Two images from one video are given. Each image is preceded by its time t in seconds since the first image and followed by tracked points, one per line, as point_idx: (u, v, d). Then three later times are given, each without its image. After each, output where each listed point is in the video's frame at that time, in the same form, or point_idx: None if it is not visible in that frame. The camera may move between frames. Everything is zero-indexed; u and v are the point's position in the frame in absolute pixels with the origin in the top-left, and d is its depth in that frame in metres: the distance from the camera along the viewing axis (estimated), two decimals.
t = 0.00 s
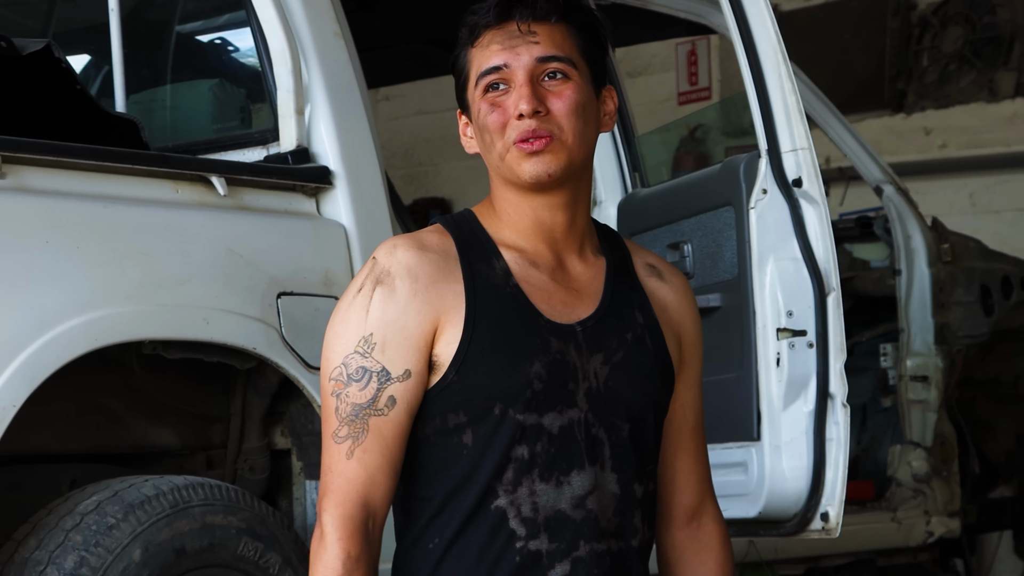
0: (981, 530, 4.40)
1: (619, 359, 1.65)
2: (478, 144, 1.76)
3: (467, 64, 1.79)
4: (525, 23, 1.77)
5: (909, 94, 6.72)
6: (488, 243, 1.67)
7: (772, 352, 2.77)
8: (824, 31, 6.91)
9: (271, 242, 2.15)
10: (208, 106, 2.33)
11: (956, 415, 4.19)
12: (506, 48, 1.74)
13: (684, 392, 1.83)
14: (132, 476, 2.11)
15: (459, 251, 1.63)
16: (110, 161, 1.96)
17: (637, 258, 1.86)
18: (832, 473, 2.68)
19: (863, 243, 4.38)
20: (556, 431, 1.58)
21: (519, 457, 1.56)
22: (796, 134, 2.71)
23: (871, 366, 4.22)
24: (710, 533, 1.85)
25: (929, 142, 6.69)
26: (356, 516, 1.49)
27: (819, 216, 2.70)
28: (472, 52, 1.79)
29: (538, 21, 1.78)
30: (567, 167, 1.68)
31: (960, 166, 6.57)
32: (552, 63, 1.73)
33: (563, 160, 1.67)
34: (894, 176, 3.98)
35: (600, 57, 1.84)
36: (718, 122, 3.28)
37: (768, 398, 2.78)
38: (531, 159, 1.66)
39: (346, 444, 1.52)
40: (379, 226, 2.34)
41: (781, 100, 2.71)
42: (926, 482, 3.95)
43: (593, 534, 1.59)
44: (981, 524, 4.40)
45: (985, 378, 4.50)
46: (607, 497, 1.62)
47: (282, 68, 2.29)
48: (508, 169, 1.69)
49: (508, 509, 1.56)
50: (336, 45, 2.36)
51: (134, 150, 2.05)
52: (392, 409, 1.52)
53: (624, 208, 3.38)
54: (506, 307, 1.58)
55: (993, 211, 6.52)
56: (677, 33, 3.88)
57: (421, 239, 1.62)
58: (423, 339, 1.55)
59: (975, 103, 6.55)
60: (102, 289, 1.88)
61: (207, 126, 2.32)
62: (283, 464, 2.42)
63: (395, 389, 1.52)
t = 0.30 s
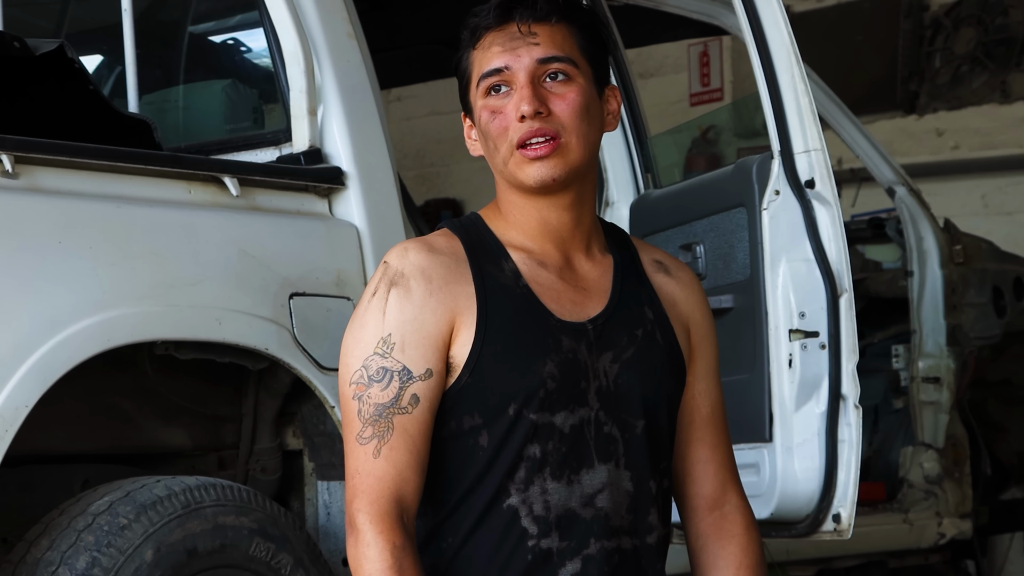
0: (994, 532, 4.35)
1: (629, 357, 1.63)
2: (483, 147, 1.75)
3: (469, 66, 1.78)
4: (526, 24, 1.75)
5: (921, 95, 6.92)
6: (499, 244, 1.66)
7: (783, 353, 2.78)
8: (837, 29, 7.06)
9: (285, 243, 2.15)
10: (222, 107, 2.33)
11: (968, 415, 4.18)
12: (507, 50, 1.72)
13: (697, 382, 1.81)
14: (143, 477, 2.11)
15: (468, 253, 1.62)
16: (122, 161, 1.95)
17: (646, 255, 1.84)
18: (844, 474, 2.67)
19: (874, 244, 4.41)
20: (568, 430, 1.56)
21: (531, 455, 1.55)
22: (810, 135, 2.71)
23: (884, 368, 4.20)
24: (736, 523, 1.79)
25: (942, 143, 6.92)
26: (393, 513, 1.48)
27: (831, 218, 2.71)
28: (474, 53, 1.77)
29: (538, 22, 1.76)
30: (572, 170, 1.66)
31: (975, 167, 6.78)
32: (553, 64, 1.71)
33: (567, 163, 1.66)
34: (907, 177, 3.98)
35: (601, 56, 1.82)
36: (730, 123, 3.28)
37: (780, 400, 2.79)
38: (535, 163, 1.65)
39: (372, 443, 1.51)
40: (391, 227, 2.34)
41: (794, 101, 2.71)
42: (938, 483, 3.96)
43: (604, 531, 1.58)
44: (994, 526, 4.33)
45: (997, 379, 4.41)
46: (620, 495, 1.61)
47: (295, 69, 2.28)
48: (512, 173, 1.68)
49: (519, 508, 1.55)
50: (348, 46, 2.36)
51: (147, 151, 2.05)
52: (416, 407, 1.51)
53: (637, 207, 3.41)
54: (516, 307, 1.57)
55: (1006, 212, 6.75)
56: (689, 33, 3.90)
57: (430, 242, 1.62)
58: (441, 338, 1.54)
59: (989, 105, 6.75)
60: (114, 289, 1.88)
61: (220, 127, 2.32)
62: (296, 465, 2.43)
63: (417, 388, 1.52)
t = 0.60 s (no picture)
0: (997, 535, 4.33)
1: (633, 359, 1.62)
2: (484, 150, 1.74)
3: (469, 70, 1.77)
4: (523, 25, 1.75)
5: (927, 98, 7.04)
6: (503, 247, 1.65)
7: (789, 356, 2.77)
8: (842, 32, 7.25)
9: (292, 245, 2.15)
10: (228, 108, 2.34)
11: (972, 417, 4.18)
12: (505, 51, 1.72)
13: (703, 385, 1.80)
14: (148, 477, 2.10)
15: (473, 257, 1.61)
16: (128, 162, 1.95)
17: (651, 255, 1.82)
18: (850, 477, 2.67)
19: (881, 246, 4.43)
20: (574, 435, 1.55)
21: (537, 460, 1.54)
22: (815, 138, 2.71)
23: (889, 370, 4.20)
24: (743, 524, 1.80)
25: (947, 146, 7.02)
26: (401, 522, 1.48)
27: (837, 219, 2.71)
28: (473, 57, 1.77)
29: (536, 22, 1.75)
30: (574, 169, 1.65)
31: (980, 170, 6.89)
32: (552, 65, 1.70)
33: (569, 162, 1.64)
34: (913, 180, 3.98)
35: (601, 54, 1.81)
36: (736, 125, 3.24)
37: (786, 402, 2.79)
38: (537, 162, 1.64)
39: (380, 451, 1.51)
40: (396, 228, 2.34)
41: (800, 104, 2.71)
42: (943, 485, 3.95)
43: (611, 534, 1.58)
44: (999, 529, 4.32)
45: (1003, 382, 4.36)
46: (628, 498, 1.60)
47: (302, 70, 2.28)
48: (514, 174, 1.66)
49: (525, 513, 1.54)
50: (355, 46, 2.36)
51: (153, 151, 2.05)
52: (424, 414, 1.51)
53: (645, 208, 3.41)
54: (521, 312, 1.56)
55: (1011, 214, 6.84)
56: (695, 35, 3.91)
57: (434, 246, 1.61)
58: (447, 343, 1.54)
59: (994, 107, 6.85)
60: (121, 290, 1.88)
61: (226, 128, 2.33)
62: (300, 467, 2.43)
63: (424, 395, 1.51)
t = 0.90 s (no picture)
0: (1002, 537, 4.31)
1: (642, 357, 1.59)
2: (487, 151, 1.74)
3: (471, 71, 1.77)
4: (523, 25, 1.75)
5: (931, 100, 7.19)
6: (507, 246, 1.63)
7: (793, 358, 2.78)
8: (847, 33, 7.35)
9: (295, 247, 2.15)
10: (232, 110, 2.34)
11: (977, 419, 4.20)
12: (505, 52, 1.71)
13: (713, 384, 1.78)
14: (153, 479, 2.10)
15: (477, 255, 1.59)
16: (133, 164, 1.95)
17: (658, 253, 1.81)
18: (853, 480, 2.67)
19: (885, 248, 4.43)
20: (578, 432, 1.52)
21: (542, 458, 1.51)
22: (820, 140, 2.72)
23: (893, 372, 4.22)
24: (748, 525, 1.80)
25: (950, 148, 7.17)
26: (385, 523, 1.46)
27: (841, 222, 2.71)
28: (474, 58, 1.76)
29: (537, 22, 1.75)
30: (576, 168, 1.65)
31: (984, 172, 7.03)
32: (552, 64, 1.70)
33: (571, 161, 1.64)
34: (917, 182, 3.99)
35: (603, 52, 1.80)
36: (740, 127, 3.25)
37: (790, 404, 2.79)
38: (538, 162, 1.63)
39: (371, 451, 1.48)
40: (401, 229, 2.34)
41: (804, 106, 2.72)
42: (947, 488, 3.96)
43: (618, 534, 1.53)
44: (1004, 531, 4.29)
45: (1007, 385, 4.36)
46: (639, 496, 1.55)
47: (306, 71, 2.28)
48: (516, 175, 1.66)
49: (530, 511, 1.50)
50: (359, 49, 2.37)
51: (157, 153, 2.05)
52: (416, 415, 1.49)
53: (647, 211, 3.47)
54: (526, 310, 1.54)
55: (1015, 216, 6.97)
56: (699, 37, 3.93)
57: (439, 245, 1.59)
58: (446, 344, 1.51)
59: (997, 109, 6.98)
60: (125, 291, 1.88)
61: (230, 129, 2.34)
62: (305, 467, 2.44)
63: (418, 396, 1.49)
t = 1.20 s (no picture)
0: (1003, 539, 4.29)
1: (643, 355, 1.58)
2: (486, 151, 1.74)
3: (468, 71, 1.77)
4: (520, 25, 1.74)
5: (933, 102, 7.20)
6: (508, 245, 1.63)
7: (794, 360, 2.78)
8: (849, 36, 7.40)
9: (295, 247, 2.15)
10: (234, 110, 2.34)
11: (978, 421, 4.20)
12: (502, 52, 1.71)
13: (716, 382, 1.78)
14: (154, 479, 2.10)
15: (476, 253, 1.59)
16: (134, 165, 1.95)
17: (658, 251, 1.81)
18: (854, 482, 2.67)
19: (886, 251, 4.45)
20: (580, 429, 1.52)
21: (543, 455, 1.50)
22: (821, 142, 2.72)
23: (894, 375, 4.25)
24: (754, 523, 1.79)
25: (952, 150, 7.17)
26: (399, 519, 1.45)
27: (843, 224, 2.71)
28: (472, 58, 1.76)
29: (534, 22, 1.74)
30: (574, 169, 1.65)
31: (985, 175, 7.03)
32: (549, 65, 1.70)
33: (570, 162, 1.64)
34: (918, 184, 3.99)
35: (602, 51, 1.80)
36: (742, 129, 3.27)
37: (791, 406, 2.80)
38: (537, 163, 1.63)
39: (379, 449, 1.47)
40: (402, 229, 2.35)
41: (806, 108, 2.72)
42: (947, 490, 3.96)
43: (620, 532, 1.53)
44: (1004, 533, 4.28)
45: (1009, 387, 4.36)
46: (642, 493, 1.55)
47: (308, 72, 2.28)
48: (515, 175, 1.66)
49: (532, 509, 1.50)
50: (361, 50, 2.37)
51: (159, 154, 2.05)
52: (423, 411, 1.48)
53: (648, 212, 3.48)
54: (525, 306, 1.53)
55: (1017, 219, 6.98)
56: (701, 39, 3.94)
57: (438, 243, 1.59)
58: (447, 339, 1.51)
59: (999, 111, 6.95)
60: (126, 293, 1.88)
61: (232, 130, 2.34)
62: (305, 469, 2.44)
63: (423, 392, 1.48)
